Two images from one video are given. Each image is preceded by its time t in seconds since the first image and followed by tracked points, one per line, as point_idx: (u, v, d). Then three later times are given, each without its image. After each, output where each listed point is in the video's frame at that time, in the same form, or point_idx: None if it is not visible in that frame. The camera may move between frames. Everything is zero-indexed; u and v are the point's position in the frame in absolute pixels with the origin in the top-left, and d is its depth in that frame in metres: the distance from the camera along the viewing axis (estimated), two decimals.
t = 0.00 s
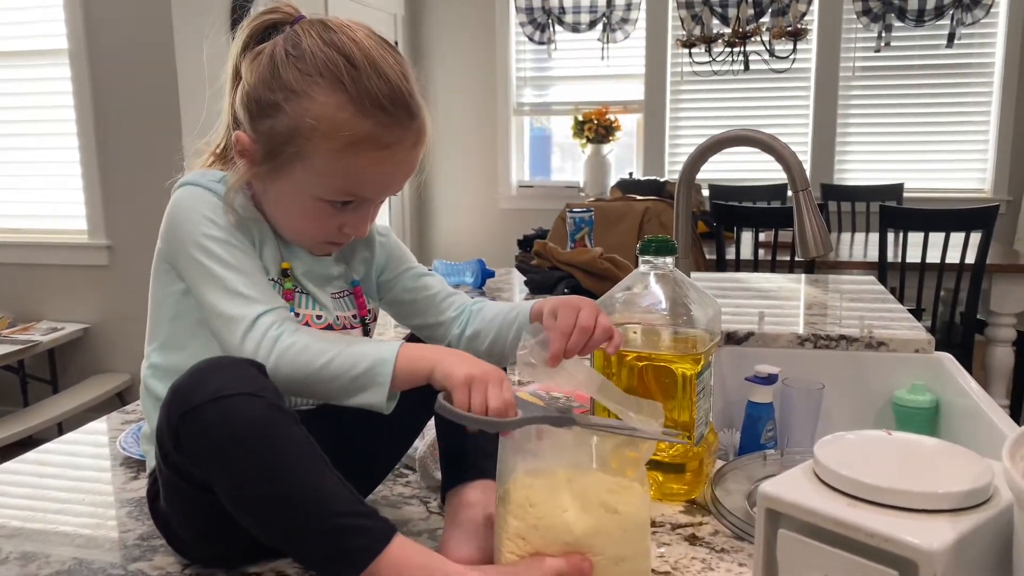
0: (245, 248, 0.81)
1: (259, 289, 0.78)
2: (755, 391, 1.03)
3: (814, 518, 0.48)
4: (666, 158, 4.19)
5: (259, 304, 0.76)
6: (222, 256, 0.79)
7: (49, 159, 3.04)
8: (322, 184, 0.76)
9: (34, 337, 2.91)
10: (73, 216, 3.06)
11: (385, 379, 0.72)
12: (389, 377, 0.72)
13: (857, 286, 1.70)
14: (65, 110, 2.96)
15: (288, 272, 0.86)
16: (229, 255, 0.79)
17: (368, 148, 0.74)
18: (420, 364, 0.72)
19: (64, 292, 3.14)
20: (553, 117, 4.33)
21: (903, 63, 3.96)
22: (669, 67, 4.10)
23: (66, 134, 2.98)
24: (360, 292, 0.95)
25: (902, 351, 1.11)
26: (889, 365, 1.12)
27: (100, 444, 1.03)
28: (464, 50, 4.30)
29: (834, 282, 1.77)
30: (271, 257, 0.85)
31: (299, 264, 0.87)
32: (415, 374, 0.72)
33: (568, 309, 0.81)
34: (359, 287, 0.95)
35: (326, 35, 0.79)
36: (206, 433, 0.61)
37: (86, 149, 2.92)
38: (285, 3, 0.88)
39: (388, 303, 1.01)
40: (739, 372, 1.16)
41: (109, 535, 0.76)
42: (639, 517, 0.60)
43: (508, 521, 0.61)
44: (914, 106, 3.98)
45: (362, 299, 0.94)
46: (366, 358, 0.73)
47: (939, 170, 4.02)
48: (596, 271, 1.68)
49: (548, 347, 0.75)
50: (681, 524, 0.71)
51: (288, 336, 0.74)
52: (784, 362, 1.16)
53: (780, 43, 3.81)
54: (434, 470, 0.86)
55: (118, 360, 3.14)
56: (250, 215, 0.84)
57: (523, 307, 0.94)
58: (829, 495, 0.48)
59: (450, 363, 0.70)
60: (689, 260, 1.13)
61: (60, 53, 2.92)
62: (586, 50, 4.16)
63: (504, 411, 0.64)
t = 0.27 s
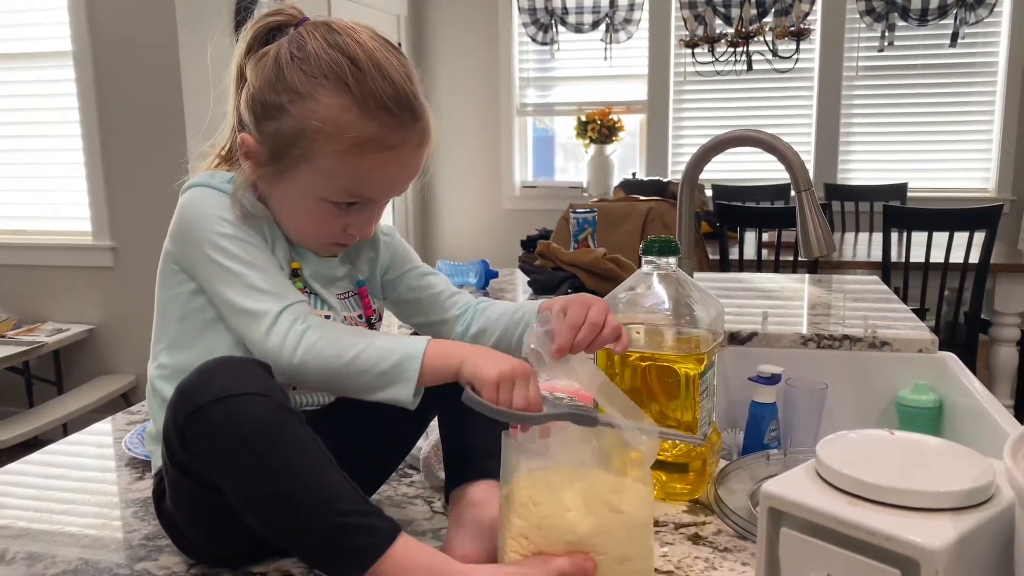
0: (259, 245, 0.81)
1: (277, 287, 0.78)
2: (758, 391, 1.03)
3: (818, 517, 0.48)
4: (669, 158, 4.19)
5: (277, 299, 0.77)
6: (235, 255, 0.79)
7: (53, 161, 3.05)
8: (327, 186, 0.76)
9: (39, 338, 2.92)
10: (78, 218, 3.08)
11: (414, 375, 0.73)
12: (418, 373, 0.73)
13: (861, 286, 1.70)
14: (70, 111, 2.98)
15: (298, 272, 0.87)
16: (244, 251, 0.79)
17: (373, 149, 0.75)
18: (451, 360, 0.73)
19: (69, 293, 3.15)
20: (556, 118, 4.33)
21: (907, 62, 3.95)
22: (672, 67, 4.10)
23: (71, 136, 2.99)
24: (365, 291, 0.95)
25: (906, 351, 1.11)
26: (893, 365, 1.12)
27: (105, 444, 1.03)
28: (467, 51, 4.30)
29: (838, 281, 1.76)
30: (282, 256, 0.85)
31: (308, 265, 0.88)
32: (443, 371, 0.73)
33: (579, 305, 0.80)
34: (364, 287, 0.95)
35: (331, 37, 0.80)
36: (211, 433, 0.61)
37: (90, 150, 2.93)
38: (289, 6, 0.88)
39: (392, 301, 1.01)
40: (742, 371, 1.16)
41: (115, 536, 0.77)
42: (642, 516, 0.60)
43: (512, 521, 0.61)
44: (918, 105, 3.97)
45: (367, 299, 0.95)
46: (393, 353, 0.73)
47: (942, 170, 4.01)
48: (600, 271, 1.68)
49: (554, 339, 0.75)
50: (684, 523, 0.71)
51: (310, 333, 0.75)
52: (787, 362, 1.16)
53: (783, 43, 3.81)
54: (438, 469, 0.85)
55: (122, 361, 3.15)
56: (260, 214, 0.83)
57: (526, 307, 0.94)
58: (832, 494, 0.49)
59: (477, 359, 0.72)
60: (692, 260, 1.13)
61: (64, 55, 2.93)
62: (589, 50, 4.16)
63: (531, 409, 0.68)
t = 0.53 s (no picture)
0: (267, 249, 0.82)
1: (284, 292, 0.79)
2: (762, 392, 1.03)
3: (819, 519, 0.48)
4: (673, 159, 4.19)
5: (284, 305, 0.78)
6: (243, 259, 0.80)
7: (60, 163, 3.06)
8: (335, 188, 0.77)
9: (46, 340, 2.93)
10: (84, 220, 3.09)
11: (419, 377, 0.73)
12: (421, 378, 0.73)
13: (865, 287, 1.70)
14: (76, 114, 2.99)
15: (304, 275, 0.87)
16: (252, 256, 0.80)
17: (381, 151, 0.75)
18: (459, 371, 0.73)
19: (76, 294, 3.17)
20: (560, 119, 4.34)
21: (911, 62, 3.94)
22: (676, 67, 4.10)
23: (77, 138, 3.01)
24: (371, 293, 0.96)
25: (910, 352, 1.11)
26: (897, 366, 1.12)
27: (112, 446, 1.04)
28: (471, 52, 4.31)
29: (842, 282, 1.76)
30: (290, 259, 0.86)
31: (317, 268, 0.89)
32: (447, 378, 0.73)
33: (594, 295, 0.79)
34: (369, 289, 0.96)
35: (338, 39, 0.80)
36: (217, 434, 0.62)
37: (96, 152, 2.94)
38: (294, 9, 0.88)
39: (398, 302, 1.02)
40: (747, 373, 1.16)
41: (122, 537, 0.77)
42: (644, 518, 0.60)
43: (516, 522, 0.61)
44: (923, 106, 3.96)
45: (372, 301, 0.95)
46: (399, 359, 0.74)
47: (947, 170, 4.00)
48: (604, 273, 1.69)
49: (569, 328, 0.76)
50: (688, 525, 0.71)
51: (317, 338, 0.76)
52: (792, 363, 1.16)
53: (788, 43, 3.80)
54: (442, 470, 0.86)
55: (128, 362, 3.17)
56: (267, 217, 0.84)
57: (535, 307, 0.94)
58: (833, 496, 0.49)
59: (480, 369, 0.70)
60: (696, 262, 1.13)
61: (71, 57, 2.94)
62: (593, 51, 4.16)
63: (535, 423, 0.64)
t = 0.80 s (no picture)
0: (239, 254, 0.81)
1: (242, 298, 0.78)
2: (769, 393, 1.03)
3: (829, 519, 0.48)
4: (679, 160, 4.19)
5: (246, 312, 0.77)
6: (221, 266, 0.80)
7: (67, 164, 3.08)
8: (337, 177, 0.77)
9: (53, 340, 2.94)
10: (91, 221, 3.10)
11: (361, 381, 0.71)
12: (364, 379, 0.71)
13: (872, 287, 1.69)
14: (84, 115, 3.00)
15: (301, 277, 0.87)
16: (219, 263, 0.80)
17: (381, 138, 0.75)
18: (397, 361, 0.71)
19: (83, 295, 3.18)
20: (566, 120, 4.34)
21: (918, 63, 3.93)
22: (682, 68, 4.10)
23: (85, 140, 3.02)
24: (375, 293, 0.95)
25: (917, 353, 1.11)
26: (904, 367, 1.12)
27: (120, 446, 1.04)
28: (477, 54, 4.31)
29: (849, 283, 1.76)
30: (282, 264, 0.86)
31: (316, 268, 0.88)
32: (383, 374, 0.71)
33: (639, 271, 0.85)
34: (374, 289, 0.96)
35: (337, 30, 0.81)
36: (222, 438, 0.62)
37: (104, 154, 2.95)
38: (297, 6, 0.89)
39: (403, 300, 1.02)
40: (754, 373, 1.16)
41: (130, 536, 0.78)
42: (654, 518, 0.60)
43: (524, 522, 0.61)
44: (930, 106, 3.95)
45: (377, 301, 0.95)
46: (337, 364, 0.72)
47: (954, 171, 3.99)
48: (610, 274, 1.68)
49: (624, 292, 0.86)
50: (695, 526, 0.71)
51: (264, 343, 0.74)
52: (799, 364, 1.15)
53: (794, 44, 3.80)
54: (450, 471, 0.86)
55: (135, 363, 3.18)
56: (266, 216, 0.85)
57: (548, 300, 0.95)
58: (842, 497, 0.49)
59: (416, 359, 0.69)
60: (703, 262, 1.13)
61: (78, 60, 2.96)
62: (599, 52, 4.16)
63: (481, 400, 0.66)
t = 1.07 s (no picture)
0: (189, 259, 0.81)
1: (183, 304, 0.79)
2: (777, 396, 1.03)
3: (841, 523, 0.48)
4: (686, 162, 4.18)
5: (181, 319, 0.77)
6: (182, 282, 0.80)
7: (77, 167, 3.09)
8: (342, 160, 0.76)
9: (62, 342, 2.96)
10: (101, 223, 3.12)
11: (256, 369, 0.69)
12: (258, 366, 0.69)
13: (880, 289, 1.69)
14: (93, 118, 3.02)
15: (297, 283, 0.88)
16: (176, 268, 0.82)
17: (382, 115, 0.75)
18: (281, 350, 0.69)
19: (92, 297, 3.19)
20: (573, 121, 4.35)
21: (926, 65, 3.92)
22: (689, 70, 4.10)
23: (94, 143, 3.04)
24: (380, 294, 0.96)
25: (926, 356, 1.11)
26: (913, 370, 1.11)
27: (130, 448, 1.05)
28: (484, 56, 4.32)
29: (857, 285, 1.75)
30: (272, 271, 0.87)
31: (309, 266, 0.89)
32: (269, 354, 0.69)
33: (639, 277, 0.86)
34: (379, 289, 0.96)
35: (330, 20, 0.82)
36: (228, 450, 0.61)
37: (113, 156, 2.97)
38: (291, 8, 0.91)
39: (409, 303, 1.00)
40: (762, 377, 1.16)
41: (141, 538, 0.78)
42: (665, 522, 0.59)
43: (534, 525, 0.61)
44: (938, 108, 3.94)
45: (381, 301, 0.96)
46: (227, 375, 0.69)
47: (963, 173, 3.98)
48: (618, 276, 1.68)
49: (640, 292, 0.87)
50: (705, 529, 0.71)
51: (180, 351, 0.74)
52: (807, 367, 1.15)
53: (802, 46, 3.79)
54: (459, 473, 0.86)
55: (144, 365, 3.19)
56: (262, 215, 0.87)
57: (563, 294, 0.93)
58: (854, 500, 0.49)
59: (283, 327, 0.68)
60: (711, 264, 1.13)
61: (88, 63, 2.97)
62: (606, 55, 4.17)
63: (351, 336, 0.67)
